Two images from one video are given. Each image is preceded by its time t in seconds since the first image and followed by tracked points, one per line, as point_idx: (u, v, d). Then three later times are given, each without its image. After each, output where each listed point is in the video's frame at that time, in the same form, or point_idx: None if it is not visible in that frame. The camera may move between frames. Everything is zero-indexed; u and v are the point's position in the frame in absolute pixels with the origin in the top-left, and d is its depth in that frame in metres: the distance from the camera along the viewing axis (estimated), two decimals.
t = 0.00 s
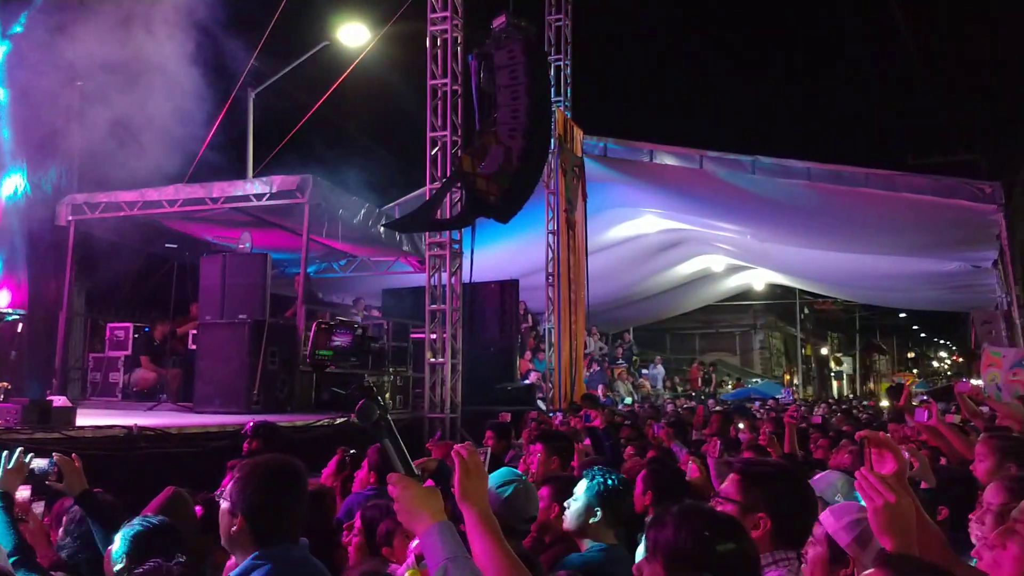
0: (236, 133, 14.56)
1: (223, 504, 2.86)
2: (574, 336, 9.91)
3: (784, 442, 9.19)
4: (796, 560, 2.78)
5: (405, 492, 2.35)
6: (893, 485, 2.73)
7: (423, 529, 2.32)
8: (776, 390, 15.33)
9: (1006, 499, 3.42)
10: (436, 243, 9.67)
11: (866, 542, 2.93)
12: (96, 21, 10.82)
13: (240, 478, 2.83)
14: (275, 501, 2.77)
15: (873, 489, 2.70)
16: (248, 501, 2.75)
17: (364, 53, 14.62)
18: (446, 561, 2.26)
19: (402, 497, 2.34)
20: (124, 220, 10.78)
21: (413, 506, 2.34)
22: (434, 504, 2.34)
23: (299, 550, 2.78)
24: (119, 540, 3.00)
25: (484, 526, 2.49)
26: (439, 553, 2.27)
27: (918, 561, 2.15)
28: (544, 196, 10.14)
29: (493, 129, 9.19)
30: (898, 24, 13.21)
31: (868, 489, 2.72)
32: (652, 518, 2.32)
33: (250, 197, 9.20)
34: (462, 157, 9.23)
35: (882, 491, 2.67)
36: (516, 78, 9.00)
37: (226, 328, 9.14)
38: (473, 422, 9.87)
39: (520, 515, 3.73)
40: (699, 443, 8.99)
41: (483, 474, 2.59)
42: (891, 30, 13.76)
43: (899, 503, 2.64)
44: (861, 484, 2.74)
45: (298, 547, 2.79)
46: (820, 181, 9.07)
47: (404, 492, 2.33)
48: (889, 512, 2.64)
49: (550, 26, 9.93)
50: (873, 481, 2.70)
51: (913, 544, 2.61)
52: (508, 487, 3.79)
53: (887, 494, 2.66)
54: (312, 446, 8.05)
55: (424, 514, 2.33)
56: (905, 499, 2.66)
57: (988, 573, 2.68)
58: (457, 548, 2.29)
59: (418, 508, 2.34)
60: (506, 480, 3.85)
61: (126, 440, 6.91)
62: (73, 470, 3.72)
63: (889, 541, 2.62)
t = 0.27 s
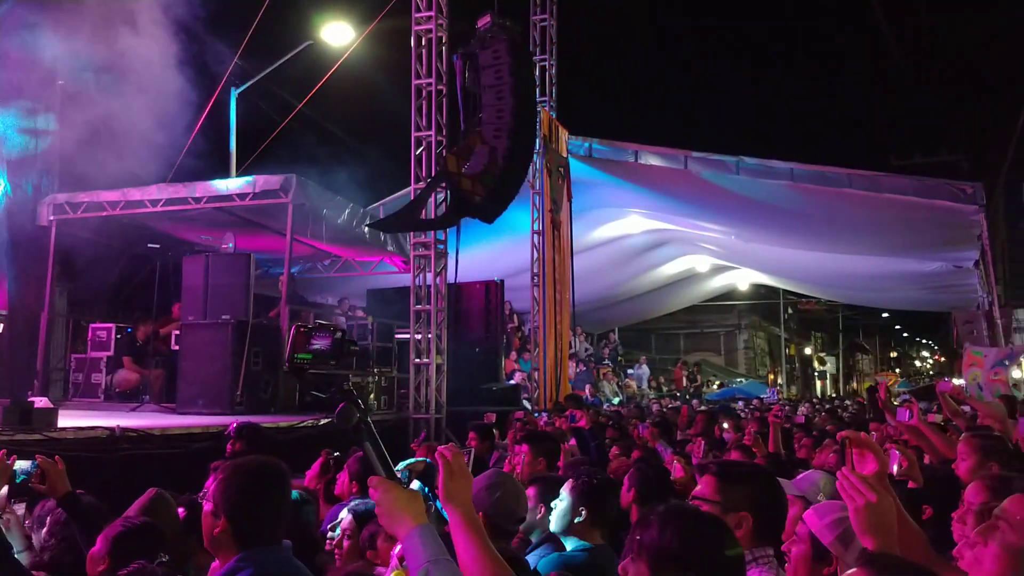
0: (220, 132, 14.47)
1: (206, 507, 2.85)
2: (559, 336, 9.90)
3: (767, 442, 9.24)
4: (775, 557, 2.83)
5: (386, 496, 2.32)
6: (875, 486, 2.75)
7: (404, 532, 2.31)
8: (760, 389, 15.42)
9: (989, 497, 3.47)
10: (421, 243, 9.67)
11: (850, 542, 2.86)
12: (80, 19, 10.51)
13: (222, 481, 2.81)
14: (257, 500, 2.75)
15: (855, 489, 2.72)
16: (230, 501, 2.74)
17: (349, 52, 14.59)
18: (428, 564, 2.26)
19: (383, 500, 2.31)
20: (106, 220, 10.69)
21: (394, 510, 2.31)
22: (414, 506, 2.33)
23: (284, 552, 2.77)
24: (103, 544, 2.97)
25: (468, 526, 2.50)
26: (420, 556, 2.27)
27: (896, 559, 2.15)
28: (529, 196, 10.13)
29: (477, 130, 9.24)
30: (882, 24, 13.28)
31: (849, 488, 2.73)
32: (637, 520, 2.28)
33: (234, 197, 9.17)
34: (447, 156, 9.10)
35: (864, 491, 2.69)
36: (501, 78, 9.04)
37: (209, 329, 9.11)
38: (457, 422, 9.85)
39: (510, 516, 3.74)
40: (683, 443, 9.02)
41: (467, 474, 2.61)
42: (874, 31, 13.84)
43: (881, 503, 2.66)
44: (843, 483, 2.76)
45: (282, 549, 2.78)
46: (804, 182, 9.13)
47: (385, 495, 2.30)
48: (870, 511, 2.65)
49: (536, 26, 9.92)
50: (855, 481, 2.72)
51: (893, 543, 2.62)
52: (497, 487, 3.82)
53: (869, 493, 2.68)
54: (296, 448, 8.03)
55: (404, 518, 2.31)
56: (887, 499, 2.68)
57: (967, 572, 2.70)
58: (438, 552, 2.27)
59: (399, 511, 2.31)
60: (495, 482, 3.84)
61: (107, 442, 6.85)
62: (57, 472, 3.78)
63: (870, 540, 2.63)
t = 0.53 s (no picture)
0: (211, 134, 14.43)
1: (198, 509, 2.82)
2: (552, 338, 9.87)
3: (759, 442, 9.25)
4: (771, 560, 2.81)
5: (376, 498, 2.29)
6: (863, 486, 2.75)
7: (395, 535, 2.27)
8: (753, 390, 15.44)
9: (978, 496, 3.31)
10: (414, 244, 9.67)
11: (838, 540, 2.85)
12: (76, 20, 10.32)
13: (214, 483, 2.79)
14: (248, 503, 2.74)
15: (844, 489, 2.71)
16: (221, 503, 2.72)
17: (340, 54, 14.62)
18: (418, 565, 2.21)
19: (373, 502, 2.29)
20: (98, 222, 10.65)
21: (384, 512, 2.29)
22: (404, 508, 2.30)
23: (275, 555, 2.75)
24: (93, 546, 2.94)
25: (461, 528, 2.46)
26: (410, 558, 2.22)
27: (885, 559, 2.14)
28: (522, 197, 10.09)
29: (470, 132, 9.29)
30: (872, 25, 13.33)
31: (839, 489, 2.73)
32: (632, 520, 2.28)
33: (225, 198, 9.17)
34: (439, 157, 9.35)
35: (853, 491, 2.69)
36: (493, 78, 9.09)
37: (201, 331, 9.08)
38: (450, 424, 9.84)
39: (504, 517, 3.85)
40: (676, 444, 9.03)
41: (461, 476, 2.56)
42: (865, 32, 13.88)
43: (870, 503, 2.65)
44: (832, 484, 2.75)
45: (274, 552, 2.75)
46: (795, 183, 9.17)
47: (375, 497, 2.28)
48: (859, 511, 2.65)
49: (528, 27, 9.92)
50: (844, 481, 2.72)
51: (883, 543, 2.62)
52: (490, 489, 3.89)
53: (859, 493, 2.67)
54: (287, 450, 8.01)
55: (394, 518, 2.28)
56: (876, 499, 2.68)
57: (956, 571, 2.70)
58: (429, 553, 2.23)
59: (390, 513, 2.28)
60: (489, 484, 3.92)
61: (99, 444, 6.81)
62: (48, 477, 3.64)
63: (859, 540, 2.63)
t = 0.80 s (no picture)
0: (205, 136, 14.45)
1: (192, 511, 2.85)
2: (545, 340, 9.93)
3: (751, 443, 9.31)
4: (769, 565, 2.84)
5: (371, 499, 2.33)
6: (850, 482, 2.80)
7: (389, 536, 2.30)
8: (745, 392, 15.52)
9: (968, 497, 3.38)
10: (408, 246, 9.71)
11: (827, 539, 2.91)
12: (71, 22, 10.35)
13: (208, 485, 2.82)
14: (240, 505, 2.76)
15: (832, 487, 2.75)
16: (215, 506, 2.75)
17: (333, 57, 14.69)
18: (414, 566, 2.24)
19: (368, 503, 2.32)
20: (91, 225, 10.65)
21: (379, 513, 2.32)
22: (400, 509, 2.33)
23: (268, 557, 2.78)
24: (85, 549, 2.96)
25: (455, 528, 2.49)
26: (405, 558, 2.25)
27: (875, 559, 2.22)
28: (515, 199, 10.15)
29: (463, 134, 9.35)
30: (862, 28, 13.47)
31: (826, 486, 2.77)
32: (626, 521, 2.30)
33: (219, 200, 9.19)
34: (433, 160, 9.39)
35: (841, 488, 2.73)
36: (487, 80, 9.16)
37: (195, 333, 9.10)
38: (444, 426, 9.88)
39: (496, 520, 3.89)
40: (669, 445, 9.09)
41: (455, 478, 2.58)
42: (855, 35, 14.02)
43: (857, 500, 2.70)
44: (820, 481, 2.79)
45: (267, 553, 2.78)
46: (787, 185, 9.24)
47: (370, 498, 2.31)
48: (847, 508, 2.70)
49: (520, 31, 10.00)
50: (832, 478, 2.76)
51: (870, 540, 2.68)
52: (482, 492, 3.94)
53: (846, 491, 2.72)
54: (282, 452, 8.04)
55: (390, 518, 2.31)
56: (863, 496, 2.73)
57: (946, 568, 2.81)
58: (424, 553, 2.27)
59: (385, 514, 2.31)
60: (480, 487, 3.96)
61: (93, 446, 6.83)
62: (40, 480, 3.76)
63: (847, 537, 2.68)
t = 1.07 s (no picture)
0: (201, 137, 14.45)
1: (190, 510, 2.85)
2: (540, 341, 9.96)
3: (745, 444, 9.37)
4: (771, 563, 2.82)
5: (373, 495, 2.33)
6: (849, 480, 2.78)
7: (391, 532, 2.31)
8: (740, 393, 15.54)
9: (965, 495, 3.41)
10: (403, 247, 9.72)
11: (820, 537, 2.88)
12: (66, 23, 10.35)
13: (206, 483, 2.83)
14: (238, 504, 2.77)
15: (829, 483, 2.75)
16: (212, 505, 2.75)
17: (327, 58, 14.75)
18: (416, 563, 2.25)
19: (370, 499, 2.33)
20: (86, 225, 10.65)
21: (381, 509, 2.33)
22: (402, 506, 2.34)
23: (265, 556, 2.79)
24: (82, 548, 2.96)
25: (455, 527, 2.50)
26: (407, 554, 2.26)
27: (875, 558, 2.22)
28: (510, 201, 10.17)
29: (458, 135, 9.37)
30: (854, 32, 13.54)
31: (823, 483, 2.76)
32: (626, 520, 2.29)
33: (215, 201, 9.20)
34: (428, 162, 9.41)
35: (838, 485, 2.73)
36: (482, 81, 9.18)
37: (191, 334, 9.11)
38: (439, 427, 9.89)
39: (492, 519, 3.95)
40: (665, 446, 9.11)
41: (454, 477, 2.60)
42: (848, 37, 14.10)
43: (853, 497, 2.68)
44: (817, 478, 2.79)
45: (264, 552, 2.79)
46: (781, 187, 9.30)
47: (372, 494, 2.32)
48: (843, 505, 2.68)
49: (515, 32, 10.03)
50: (829, 475, 2.76)
51: (866, 538, 2.66)
52: (475, 493, 3.95)
53: (842, 488, 2.71)
54: (279, 452, 8.07)
55: (392, 514, 2.32)
56: (858, 493, 2.71)
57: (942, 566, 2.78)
58: (426, 549, 2.28)
59: (386, 511, 2.32)
60: (479, 489, 3.95)
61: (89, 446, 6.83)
62: (37, 481, 3.84)
63: (842, 534, 2.66)
